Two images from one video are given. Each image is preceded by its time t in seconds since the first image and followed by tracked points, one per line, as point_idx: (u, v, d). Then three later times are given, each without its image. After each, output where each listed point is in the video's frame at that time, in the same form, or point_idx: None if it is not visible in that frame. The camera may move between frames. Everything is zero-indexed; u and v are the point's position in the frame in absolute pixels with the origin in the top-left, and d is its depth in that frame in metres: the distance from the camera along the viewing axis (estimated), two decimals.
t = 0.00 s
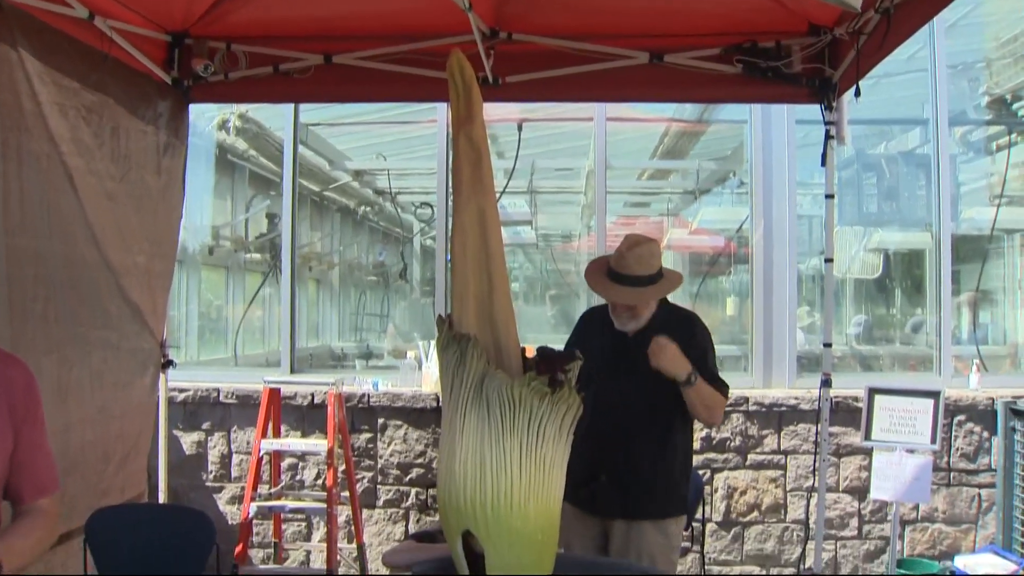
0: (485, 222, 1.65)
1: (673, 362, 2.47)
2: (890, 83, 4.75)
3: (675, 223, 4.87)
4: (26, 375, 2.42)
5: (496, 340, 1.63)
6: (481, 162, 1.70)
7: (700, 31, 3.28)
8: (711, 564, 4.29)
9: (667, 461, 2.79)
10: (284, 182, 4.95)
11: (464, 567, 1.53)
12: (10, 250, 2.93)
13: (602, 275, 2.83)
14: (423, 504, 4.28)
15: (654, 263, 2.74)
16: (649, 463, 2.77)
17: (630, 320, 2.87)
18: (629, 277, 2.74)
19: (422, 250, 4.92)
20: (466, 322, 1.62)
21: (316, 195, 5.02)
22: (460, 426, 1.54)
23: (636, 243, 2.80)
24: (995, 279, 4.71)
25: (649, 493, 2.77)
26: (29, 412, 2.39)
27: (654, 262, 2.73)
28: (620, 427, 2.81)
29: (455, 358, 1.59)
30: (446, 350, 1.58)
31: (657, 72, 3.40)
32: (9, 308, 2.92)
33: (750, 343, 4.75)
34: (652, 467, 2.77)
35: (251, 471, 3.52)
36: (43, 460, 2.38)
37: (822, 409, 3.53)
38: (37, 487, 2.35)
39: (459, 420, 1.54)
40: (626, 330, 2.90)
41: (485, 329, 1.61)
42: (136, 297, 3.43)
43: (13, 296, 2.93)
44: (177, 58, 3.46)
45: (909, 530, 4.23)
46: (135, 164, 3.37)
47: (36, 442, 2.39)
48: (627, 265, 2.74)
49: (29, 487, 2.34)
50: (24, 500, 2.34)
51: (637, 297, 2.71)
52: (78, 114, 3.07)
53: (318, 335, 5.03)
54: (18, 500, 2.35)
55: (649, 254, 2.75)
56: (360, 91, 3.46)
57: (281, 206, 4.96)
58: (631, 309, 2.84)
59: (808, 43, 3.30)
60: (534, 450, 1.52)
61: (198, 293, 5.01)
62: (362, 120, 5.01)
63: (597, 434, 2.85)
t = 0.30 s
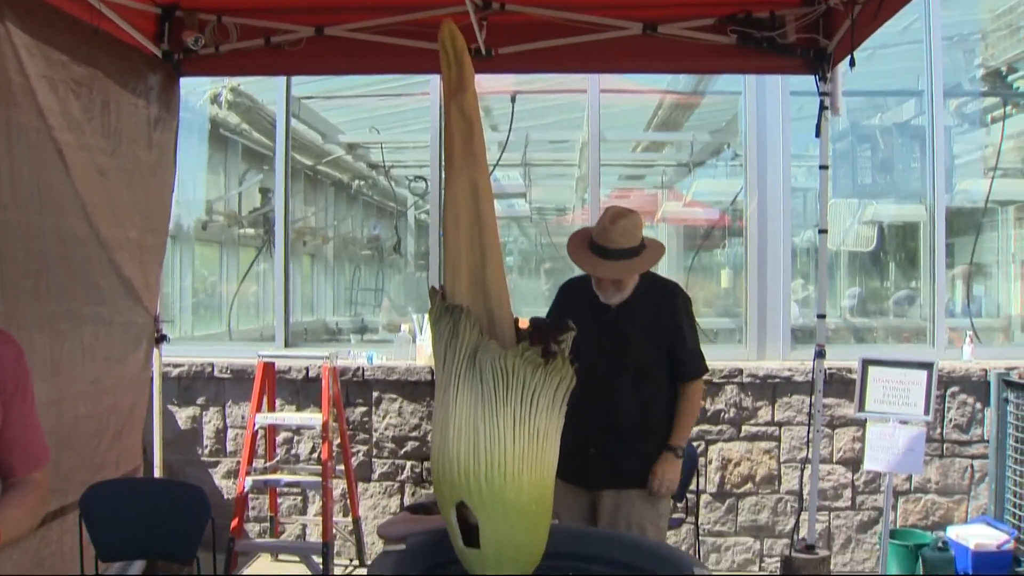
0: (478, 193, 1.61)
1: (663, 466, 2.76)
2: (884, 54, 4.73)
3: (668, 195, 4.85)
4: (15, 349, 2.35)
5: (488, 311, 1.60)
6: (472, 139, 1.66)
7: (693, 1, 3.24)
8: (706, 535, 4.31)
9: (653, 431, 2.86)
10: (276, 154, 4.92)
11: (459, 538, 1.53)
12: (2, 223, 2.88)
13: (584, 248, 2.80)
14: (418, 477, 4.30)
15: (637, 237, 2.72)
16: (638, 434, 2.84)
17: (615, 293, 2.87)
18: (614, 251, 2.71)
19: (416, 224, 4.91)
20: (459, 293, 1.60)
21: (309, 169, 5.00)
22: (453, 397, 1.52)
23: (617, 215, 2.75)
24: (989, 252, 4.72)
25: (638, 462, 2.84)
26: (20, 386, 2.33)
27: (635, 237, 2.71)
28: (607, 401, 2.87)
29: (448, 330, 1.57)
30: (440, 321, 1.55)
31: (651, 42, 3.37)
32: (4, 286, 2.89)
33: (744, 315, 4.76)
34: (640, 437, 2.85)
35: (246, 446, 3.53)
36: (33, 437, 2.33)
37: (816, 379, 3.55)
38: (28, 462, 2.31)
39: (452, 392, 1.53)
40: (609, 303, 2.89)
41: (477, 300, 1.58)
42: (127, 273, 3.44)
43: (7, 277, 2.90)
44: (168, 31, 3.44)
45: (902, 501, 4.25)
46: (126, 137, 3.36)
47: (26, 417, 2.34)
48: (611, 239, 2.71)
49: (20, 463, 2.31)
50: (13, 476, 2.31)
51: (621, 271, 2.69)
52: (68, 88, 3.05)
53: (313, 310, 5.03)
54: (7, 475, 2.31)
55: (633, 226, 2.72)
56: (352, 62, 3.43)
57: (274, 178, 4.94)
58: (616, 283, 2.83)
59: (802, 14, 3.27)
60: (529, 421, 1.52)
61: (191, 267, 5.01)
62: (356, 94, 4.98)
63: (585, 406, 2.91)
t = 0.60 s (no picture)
0: (470, 180, 1.89)
1: (668, 436, 3.03)
2: (881, 29, 4.69)
3: (665, 170, 4.84)
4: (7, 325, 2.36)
5: (482, 288, 1.89)
6: (467, 110, 1.92)
7: None
8: (701, 511, 4.33)
9: (641, 404, 2.92)
10: (272, 129, 4.93)
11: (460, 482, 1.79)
12: None
13: (567, 225, 2.79)
14: (415, 453, 4.31)
15: (618, 211, 2.71)
16: (627, 405, 2.89)
17: (598, 267, 2.89)
18: (596, 227, 2.70)
19: (411, 200, 4.91)
20: (454, 266, 1.89)
21: (305, 146, 4.98)
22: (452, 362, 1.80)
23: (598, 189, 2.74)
24: (985, 229, 4.73)
25: (627, 436, 2.90)
26: (11, 363, 2.34)
27: (617, 211, 2.70)
28: (597, 375, 2.90)
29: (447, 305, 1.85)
30: (436, 295, 1.83)
31: (647, 16, 3.35)
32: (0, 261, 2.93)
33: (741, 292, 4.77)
34: (629, 411, 2.89)
35: (242, 422, 3.53)
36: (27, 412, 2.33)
37: (812, 355, 3.56)
38: (20, 438, 2.30)
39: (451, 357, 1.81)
40: (593, 279, 2.91)
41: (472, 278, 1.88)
42: (122, 253, 3.42)
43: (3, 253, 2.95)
44: (160, 6, 3.42)
45: (897, 476, 4.26)
46: (120, 113, 3.33)
47: (17, 394, 2.34)
48: (593, 214, 2.70)
49: (14, 439, 2.30)
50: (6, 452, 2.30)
51: (604, 247, 2.70)
52: (61, 64, 3.03)
53: (309, 287, 5.02)
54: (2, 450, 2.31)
55: (614, 200, 2.71)
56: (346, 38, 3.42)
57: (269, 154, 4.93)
58: (599, 258, 2.85)
59: None
60: (516, 386, 1.78)
61: (185, 245, 4.96)
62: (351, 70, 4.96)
63: (573, 383, 2.92)
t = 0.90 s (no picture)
0: (469, 155, 2.06)
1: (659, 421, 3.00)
2: (880, 4, 4.67)
3: (664, 147, 4.84)
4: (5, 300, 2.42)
5: (480, 263, 2.04)
6: (466, 94, 2.09)
7: None
8: (698, 486, 4.35)
9: (635, 380, 2.94)
10: (269, 106, 4.90)
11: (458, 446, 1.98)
12: None
13: (556, 198, 2.76)
14: (413, 429, 4.31)
15: (608, 182, 2.69)
16: (620, 379, 2.90)
17: (588, 240, 2.86)
18: (585, 198, 2.68)
19: (409, 176, 4.89)
20: (452, 241, 2.03)
21: (303, 122, 4.96)
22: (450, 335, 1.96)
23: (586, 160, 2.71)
24: (983, 207, 4.73)
25: (622, 410, 2.90)
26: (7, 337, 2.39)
27: (607, 182, 2.68)
28: (591, 351, 2.90)
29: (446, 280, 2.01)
30: (436, 271, 1.99)
31: None
32: None
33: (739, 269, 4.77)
34: (623, 387, 2.91)
35: (241, 395, 3.54)
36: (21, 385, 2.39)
37: (811, 332, 3.55)
38: (15, 411, 2.37)
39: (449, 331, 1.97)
40: (583, 252, 2.88)
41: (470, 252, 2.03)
42: (120, 228, 3.40)
43: None
44: None
45: (894, 453, 4.27)
46: (117, 87, 3.30)
47: (14, 367, 2.40)
48: (583, 185, 2.67)
49: (10, 411, 2.36)
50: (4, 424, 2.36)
51: (594, 219, 2.67)
52: (55, 38, 3.04)
53: (307, 263, 5.01)
54: None
55: (603, 171, 2.69)
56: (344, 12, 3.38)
57: (265, 132, 4.91)
58: (590, 231, 2.82)
59: None
60: (512, 359, 1.94)
61: (184, 220, 4.99)
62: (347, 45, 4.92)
63: (568, 358, 2.92)
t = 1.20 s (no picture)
0: (468, 119, 2.03)
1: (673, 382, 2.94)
2: None
3: (662, 121, 4.82)
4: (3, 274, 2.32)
5: (480, 233, 2.04)
6: (465, 58, 2.06)
7: None
8: (696, 460, 4.37)
9: (631, 350, 2.94)
10: (267, 80, 4.89)
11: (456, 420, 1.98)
12: None
13: (548, 171, 2.73)
14: (412, 402, 4.32)
15: (598, 155, 2.69)
16: (615, 351, 2.91)
17: (580, 214, 2.84)
18: (579, 171, 2.66)
19: (409, 150, 4.86)
20: (452, 213, 2.02)
21: (303, 95, 4.96)
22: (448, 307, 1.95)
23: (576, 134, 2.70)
24: (983, 184, 4.73)
25: (619, 382, 2.90)
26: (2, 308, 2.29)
27: (598, 155, 2.67)
28: (586, 322, 2.90)
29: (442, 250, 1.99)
30: (434, 241, 1.97)
31: None
32: None
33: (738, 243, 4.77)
34: (618, 358, 2.91)
35: (240, 368, 3.55)
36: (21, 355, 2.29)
37: (810, 306, 3.57)
38: (14, 381, 2.27)
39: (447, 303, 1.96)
40: (577, 226, 2.86)
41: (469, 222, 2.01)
42: (116, 199, 3.41)
43: None
44: None
45: (892, 428, 4.28)
46: (114, 58, 3.30)
47: (10, 336, 2.30)
48: (575, 158, 2.66)
49: (9, 382, 2.26)
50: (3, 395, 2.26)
51: (588, 191, 2.65)
52: (52, 9, 3.00)
53: (306, 237, 5.00)
54: None
55: (594, 143, 2.69)
56: None
57: (263, 104, 4.91)
58: (584, 203, 2.80)
59: None
60: (512, 331, 1.93)
61: (183, 193, 4.95)
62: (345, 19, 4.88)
63: (564, 330, 2.91)
